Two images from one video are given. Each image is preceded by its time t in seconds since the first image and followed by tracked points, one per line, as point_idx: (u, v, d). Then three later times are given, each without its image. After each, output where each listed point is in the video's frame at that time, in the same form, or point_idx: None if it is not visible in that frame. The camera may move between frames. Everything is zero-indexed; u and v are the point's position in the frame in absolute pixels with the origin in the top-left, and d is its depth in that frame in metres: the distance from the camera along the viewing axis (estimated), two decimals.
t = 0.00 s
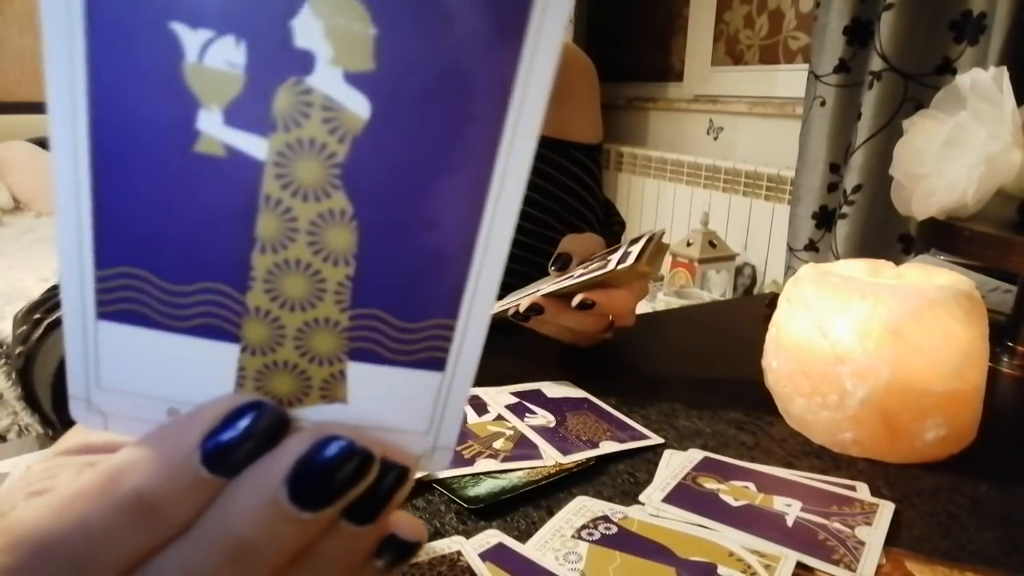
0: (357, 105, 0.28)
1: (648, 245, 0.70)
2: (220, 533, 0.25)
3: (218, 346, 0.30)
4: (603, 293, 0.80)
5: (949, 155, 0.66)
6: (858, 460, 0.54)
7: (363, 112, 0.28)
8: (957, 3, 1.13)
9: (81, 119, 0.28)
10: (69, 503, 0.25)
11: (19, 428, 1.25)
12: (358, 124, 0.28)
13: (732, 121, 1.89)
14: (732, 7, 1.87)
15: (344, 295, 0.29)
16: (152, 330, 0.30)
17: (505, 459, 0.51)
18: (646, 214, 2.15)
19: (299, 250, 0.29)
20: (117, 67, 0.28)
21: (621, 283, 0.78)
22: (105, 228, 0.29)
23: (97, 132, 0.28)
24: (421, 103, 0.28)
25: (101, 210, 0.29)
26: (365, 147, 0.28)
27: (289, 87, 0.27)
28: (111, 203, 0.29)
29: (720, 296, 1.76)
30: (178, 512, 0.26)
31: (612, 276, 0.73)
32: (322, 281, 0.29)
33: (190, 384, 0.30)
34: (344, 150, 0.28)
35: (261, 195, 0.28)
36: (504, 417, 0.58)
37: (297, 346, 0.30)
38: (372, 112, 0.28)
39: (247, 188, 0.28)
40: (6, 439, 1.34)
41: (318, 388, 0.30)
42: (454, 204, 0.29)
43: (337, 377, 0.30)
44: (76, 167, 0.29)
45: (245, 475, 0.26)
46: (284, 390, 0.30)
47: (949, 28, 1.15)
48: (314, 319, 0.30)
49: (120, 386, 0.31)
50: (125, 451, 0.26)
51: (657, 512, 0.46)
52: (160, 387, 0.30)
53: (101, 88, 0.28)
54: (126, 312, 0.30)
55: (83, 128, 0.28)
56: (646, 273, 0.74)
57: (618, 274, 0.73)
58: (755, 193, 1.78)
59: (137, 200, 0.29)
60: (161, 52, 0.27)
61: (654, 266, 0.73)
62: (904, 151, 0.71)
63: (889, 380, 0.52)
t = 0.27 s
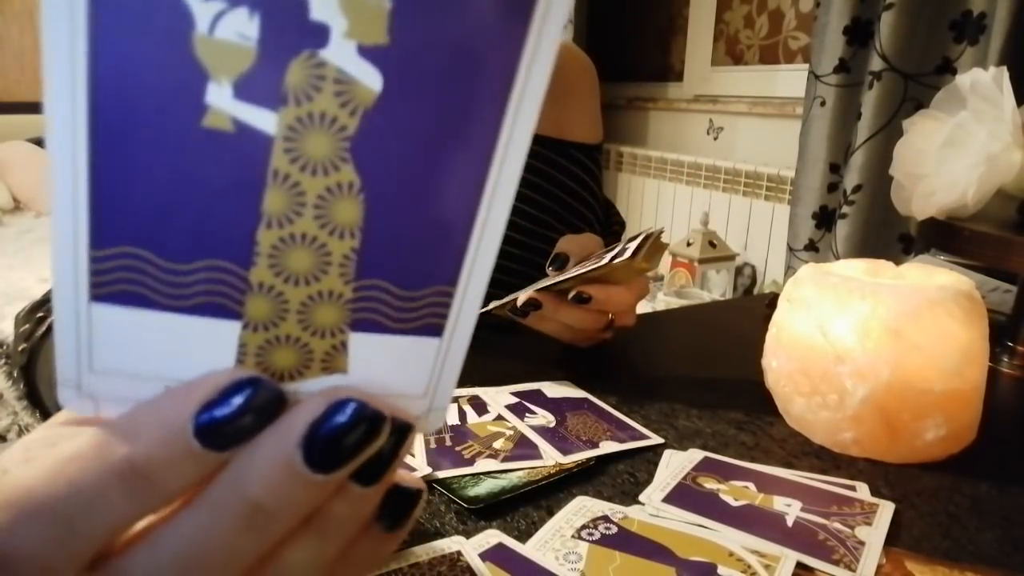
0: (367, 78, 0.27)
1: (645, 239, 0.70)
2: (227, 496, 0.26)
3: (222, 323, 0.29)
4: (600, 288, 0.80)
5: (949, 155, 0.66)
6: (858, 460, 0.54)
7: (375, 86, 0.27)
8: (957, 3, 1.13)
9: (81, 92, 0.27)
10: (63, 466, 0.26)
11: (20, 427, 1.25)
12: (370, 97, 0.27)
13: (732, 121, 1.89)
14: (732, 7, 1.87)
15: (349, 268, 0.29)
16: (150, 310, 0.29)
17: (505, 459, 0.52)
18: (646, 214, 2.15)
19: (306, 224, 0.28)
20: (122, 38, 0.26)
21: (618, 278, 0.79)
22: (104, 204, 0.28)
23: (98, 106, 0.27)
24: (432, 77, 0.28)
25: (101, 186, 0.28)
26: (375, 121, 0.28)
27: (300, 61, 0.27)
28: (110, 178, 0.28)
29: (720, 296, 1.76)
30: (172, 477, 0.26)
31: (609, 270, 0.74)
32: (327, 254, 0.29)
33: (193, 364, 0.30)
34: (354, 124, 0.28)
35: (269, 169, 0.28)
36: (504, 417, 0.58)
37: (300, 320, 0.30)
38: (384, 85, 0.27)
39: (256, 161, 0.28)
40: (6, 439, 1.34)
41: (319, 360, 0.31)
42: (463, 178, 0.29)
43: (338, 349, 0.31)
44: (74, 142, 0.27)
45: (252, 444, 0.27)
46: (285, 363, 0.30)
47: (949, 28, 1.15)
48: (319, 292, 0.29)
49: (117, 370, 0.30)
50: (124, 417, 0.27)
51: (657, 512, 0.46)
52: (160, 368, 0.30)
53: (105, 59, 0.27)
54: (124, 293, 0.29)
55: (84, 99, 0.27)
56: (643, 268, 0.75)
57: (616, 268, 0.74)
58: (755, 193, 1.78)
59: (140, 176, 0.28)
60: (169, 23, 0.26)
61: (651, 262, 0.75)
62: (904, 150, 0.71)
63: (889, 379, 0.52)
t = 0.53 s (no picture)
0: (361, 97, 0.27)
1: (644, 239, 0.70)
2: (222, 508, 0.26)
3: (214, 341, 0.29)
4: (599, 285, 0.80)
5: (949, 155, 0.66)
6: (858, 460, 0.54)
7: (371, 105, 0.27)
8: (957, 3, 1.13)
9: (65, 111, 0.26)
10: (51, 480, 0.26)
11: (21, 427, 1.25)
12: (365, 116, 0.27)
13: (732, 121, 1.89)
14: (732, 7, 1.87)
15: (343, 284, 0.29)
16: (137, 329, 0.29)
17: (505, 459, 0.52)
18: (646, 214, 2.15)
19: (299, 243, 0.28)
20: (107, 59, 0.26)
21: (618, 276, 0.78)
22: (90, 224, 0.27)
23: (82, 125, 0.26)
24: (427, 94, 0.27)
25: (86, 206, 0.27)
26: (370, 138, 0.27)
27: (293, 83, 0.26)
28: (97, 198, 0.27)
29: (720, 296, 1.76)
30: (154, 493, 0.26)
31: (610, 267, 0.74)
32: (321, 272, 0.29)
33: (182, 383, 0.30)
34: (349, 143, 0.27)
35: (260, 190, 0.27)
36: (504, 417, 0.58)
37: (292, 337, 0.30)
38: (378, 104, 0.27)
39: (247, 183, 0.27)
40: (7, 440, 1.34)
41: (312, 375, 0.31)
42: (456, 196, 0.29)
43: (332, 363, 0.31)
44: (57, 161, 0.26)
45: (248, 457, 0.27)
46: (277, 379, 0.30)
47: (949, 28, 1.15)
48: (313, 309, 0.29)
49: (104, 387, 0.29)
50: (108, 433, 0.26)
51: (657, 512, 0.46)
52: (149, 383, 0.30)
53: (89, 80, 0.26)
54: (112, 313, 0.28)
55: (68, 119, 0.26)
56: (644, 267, 0.75)
57: (616, 266, 0.74)
58: (755, 193, 1.78)
59: (127, 194, 0.27)
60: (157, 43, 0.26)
61: (652, 261, 0.75)
62: (903, 150, 0.71)
63: (889, 379, 0.52)
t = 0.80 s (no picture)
0: (373, 110, 0.27)
1: (645, 238, 0.69)
2: (224, 514, 0.26)
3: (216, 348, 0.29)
4: (599, 285, 0.80)
5: (949, 155, 0.66)
6: (858, 460, 0.54)
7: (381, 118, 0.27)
8: (957, 3, 1.13)
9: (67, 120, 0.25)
10: (49, 487, 0.26)
11: (21, 426, 1.25)
12: (376, 129, 0.27)
13: (732, 121, 1.89)
14: (732, 7, 1.87)
15: (347, 292, 0.29)
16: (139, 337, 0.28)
17: (505, 459, 0.52)
18: (646, 214, 2.15)
19: (305, 252, 0.28)
20: (118, 71, 0.25)
21: (619, 276, 0.78)
22: (90, 237, 0.26)
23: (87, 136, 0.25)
24: (438, 108, 0.27)
25: (89, 219, 0.26)
26: (379, 151, 0.27)
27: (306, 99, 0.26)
28: (99, 211, 0.26)
29: (720, 296, 1.76)
30: (155, 501, 0.26)
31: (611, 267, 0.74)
32: (326, 282, 0.28)
33: (182, 392, 0.29)
34: (358, 155, 0.27)
35: (269, 202, 0.27)
36: (504, 417, 0.58)
37: (295, 344, 0.29)
38: (389, 117, 0.27)
39: (257, 196, 0.27)
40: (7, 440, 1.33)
41: (314, 381, 0.30)
42: (463, 207, 0.29)
43: (335, 369, 0.30)
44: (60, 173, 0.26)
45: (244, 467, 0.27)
46: (278, 385, 0.30)
47: (949, 28, 1.15)
48: (317, 316, 0.29)
49: (101, 397, 0.29)
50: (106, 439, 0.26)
51: (657, 512, 0.46)
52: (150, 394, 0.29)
53: (94, 90, 0.25)
54: (114, 321, 0.28)
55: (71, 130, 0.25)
56: (645, 266, 0.75)
57: (618, 265, 0.74)
58: (755, 193, 1.78)
59: (130, 208, 0.26)
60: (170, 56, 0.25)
61: (653, 260, 0.75)
62: (903, 150, 0.71)
63: (890, 379, 0.52)
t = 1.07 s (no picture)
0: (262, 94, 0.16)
1: (646, 238, 0.69)
2: None
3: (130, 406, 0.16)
4: (599, 285, 0.77)
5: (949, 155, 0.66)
6: (858, 460, 0.54)
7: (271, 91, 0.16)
8: (957, 3, 1.13)
9: None
10: None
11: (20, 427, 1.25)
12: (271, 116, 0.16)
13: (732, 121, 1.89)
14: (732, 8, 1.87)
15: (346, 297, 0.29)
16: None
17: (505, 459, 0.52)
18: (646, 214, 2.15)
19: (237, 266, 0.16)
20: None
21: (619, 276, 0.78)
22: None
23: None
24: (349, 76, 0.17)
25: None
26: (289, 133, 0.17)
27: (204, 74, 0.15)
28: None
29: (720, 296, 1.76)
30: None
31: (611, 267, 0.74)
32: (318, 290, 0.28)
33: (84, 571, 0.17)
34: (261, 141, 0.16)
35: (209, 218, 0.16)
36: (504, 417, 0.58)
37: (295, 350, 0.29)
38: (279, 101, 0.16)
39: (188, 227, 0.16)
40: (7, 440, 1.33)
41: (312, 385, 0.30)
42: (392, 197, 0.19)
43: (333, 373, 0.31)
44: None
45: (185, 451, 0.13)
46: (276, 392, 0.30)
47: (949, 28, 1.15)
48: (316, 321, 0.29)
49: None
50: None
51: (657, 512, 0.46)
52: None
53: None
54: None
55: None
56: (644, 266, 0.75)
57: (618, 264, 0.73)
58: (755, 193, 1.78)
59: None
60: (153, 8, 0.15)
61: (652, 259, 0.74)
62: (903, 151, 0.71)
63: (889, 381, 0.52)
